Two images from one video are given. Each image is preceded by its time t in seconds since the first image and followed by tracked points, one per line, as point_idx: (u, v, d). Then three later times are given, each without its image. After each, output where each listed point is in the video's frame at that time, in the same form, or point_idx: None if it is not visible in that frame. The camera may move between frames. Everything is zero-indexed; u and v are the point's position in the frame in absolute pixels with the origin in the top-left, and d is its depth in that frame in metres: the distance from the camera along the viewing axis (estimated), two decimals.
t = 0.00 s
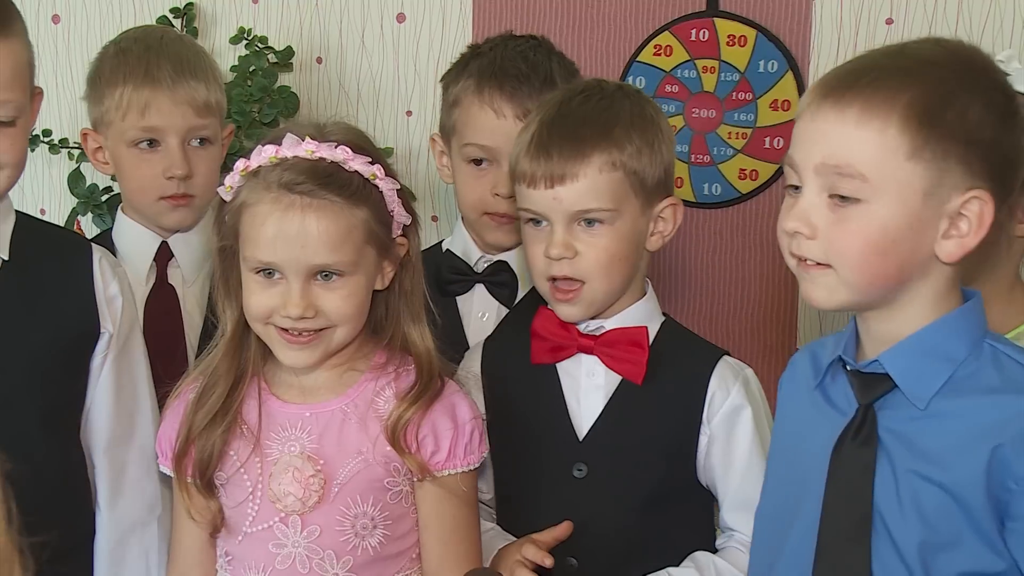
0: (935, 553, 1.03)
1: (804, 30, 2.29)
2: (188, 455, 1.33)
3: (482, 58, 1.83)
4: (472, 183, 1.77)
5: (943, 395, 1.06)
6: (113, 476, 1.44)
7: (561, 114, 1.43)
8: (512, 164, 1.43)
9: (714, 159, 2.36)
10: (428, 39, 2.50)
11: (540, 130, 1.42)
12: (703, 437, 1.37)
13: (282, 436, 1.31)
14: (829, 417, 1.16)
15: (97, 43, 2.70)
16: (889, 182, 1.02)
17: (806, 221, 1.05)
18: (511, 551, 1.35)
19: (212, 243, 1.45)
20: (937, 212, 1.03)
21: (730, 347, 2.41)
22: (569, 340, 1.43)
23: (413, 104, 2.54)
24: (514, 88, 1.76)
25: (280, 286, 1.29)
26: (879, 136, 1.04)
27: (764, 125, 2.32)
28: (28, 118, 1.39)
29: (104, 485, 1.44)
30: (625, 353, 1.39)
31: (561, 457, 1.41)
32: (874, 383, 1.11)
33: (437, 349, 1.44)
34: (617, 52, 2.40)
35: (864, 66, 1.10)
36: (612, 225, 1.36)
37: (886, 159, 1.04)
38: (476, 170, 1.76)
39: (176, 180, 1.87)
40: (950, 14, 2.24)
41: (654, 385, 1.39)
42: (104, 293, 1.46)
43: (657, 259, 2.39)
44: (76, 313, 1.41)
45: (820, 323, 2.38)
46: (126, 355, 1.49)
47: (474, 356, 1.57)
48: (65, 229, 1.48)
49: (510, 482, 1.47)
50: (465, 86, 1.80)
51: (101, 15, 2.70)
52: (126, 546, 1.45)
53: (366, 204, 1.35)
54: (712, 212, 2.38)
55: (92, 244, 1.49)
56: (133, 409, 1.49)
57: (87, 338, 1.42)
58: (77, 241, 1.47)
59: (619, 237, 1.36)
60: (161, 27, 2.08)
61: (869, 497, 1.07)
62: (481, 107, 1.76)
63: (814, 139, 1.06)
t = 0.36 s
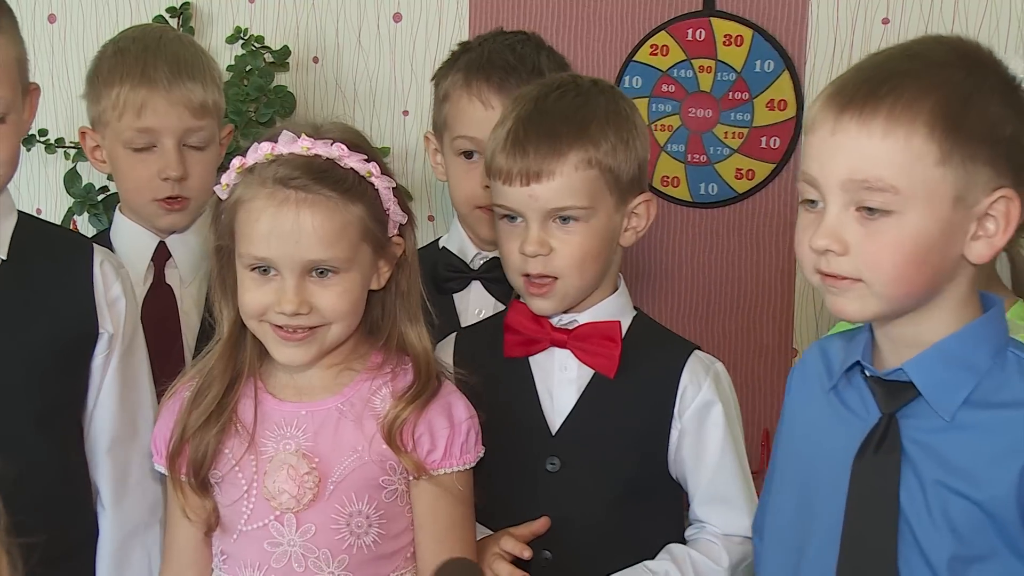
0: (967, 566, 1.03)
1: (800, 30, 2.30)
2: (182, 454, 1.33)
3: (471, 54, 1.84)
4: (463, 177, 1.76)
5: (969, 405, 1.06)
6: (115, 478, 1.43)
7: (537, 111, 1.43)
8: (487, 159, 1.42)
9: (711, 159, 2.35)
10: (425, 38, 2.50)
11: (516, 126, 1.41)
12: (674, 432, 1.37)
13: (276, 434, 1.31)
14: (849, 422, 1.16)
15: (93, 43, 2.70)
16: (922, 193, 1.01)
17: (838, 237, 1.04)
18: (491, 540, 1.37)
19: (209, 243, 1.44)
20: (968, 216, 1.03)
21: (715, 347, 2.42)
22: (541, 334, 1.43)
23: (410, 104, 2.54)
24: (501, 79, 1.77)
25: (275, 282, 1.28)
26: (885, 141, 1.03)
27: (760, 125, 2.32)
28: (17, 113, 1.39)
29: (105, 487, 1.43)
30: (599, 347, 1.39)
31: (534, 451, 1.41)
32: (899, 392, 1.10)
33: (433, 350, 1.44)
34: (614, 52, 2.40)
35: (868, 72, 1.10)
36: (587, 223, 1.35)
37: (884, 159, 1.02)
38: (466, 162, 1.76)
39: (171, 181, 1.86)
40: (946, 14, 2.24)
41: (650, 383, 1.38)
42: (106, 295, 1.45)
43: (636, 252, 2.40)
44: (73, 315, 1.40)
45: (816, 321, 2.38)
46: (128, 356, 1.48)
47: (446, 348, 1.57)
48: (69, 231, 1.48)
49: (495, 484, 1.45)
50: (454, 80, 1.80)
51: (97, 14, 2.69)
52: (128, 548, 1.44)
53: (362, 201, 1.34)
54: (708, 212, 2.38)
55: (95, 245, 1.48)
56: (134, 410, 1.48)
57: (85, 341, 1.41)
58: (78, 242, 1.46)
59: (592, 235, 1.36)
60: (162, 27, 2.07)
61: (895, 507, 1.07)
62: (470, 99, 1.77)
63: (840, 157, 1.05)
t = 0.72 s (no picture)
0: None
1: (796, 30, 2.30)
2: (178, 454, 1.33)
3: (455, 49, 1.84)
4: (449, 173, 1.76)
5: (1001, 414, 1.06)
6: (107, 482, 1.42)
7: (523, 107, 1.43)
8: (473, 155, 1.42)
9: (706, 159, 2.35)
10: (420, 38, 2.50)
11: (502, 122, 1.41)
12: (667, 426, 1.37)
13: (270, 436, 1.30)
14: (879, 427, 1.16)
15: (88, 42, 2.69)
16: (914, 180, 1.04)
17: (841, 233, 1.07)
18: (487, 544, 1.36)
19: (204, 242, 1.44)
20: (974, 204, 1.04)
21: (710, 342, 2.42)
22: (532, 331, 1.43)
23: (405, 104, 2.53)
24: (480, 74, 1.76)
25: (267, 284, 1.28)
26: (876, 133, 1.06)
27: (756, 125, 2.33)
28: (14, 115, 1.39)
29: (97, 491, 1.42)
30: (588, 344, 1.39)
31: (530, 449, 1.40)
32: (929, 398, 1.11)
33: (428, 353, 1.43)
34: (611, 52, 2.40)
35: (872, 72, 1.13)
36: (575, 219, 1.35)
37: (881, 151, 1.06)
38: (451, 159, 1.76)
39: (164, 182, 1.86)
40: (941, 15, 2.24)
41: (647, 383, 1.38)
42: (102, 298, 1.43)
43: (625, 250, 2.40)
44: (62, 320, 1.39)
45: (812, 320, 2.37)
46: (126, 358, 1.46)
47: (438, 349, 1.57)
48: (79, 232, 1.48)
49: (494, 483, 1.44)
50: (436, 77, 1.81)
51: (92, 14, 2.68)
52: (121, 552, 1.43)
53: (355, 203, 1.34)
54: (703, 212, 2.38)
55: (99, 245, 1.47)
56: (131, 415, 1.46)
57: (73, 346, 1.40)
58: (81, 241, 1.45)
59: (580, 231, 1.36)
60: (161, 27, 2.07)
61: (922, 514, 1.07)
62: (451, 96, 1.77)
63: (836, 157, 1.09)
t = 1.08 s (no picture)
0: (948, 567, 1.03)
1: (794, 30, 2.30)
2: (180, 460, 1.32)
3: (442, 51, 1.84)
4: (445, 175, 1.78)
5: (964, 406, 1.04)
6: (111, 484, 1.42)
7: (548, 110, 1.42)
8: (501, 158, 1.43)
9: (704, 158, 2.35)
10: (418, 37, 2.50)
11: (528, 125, 1.41)
12: (694, 433, 1.35)
13: (273, 443, 1.30)
14: (848, 413, 1.16)
15: (87, 42, 2.69)
16: (861, 184, 1.05)
17: (796, 223, 1.11)
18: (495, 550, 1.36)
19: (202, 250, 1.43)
20: (918, 201, 1.04)
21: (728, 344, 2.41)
22: (561, 333, 1.43)
23: (404, 103, 2.53)
24: (469, 75, 1.76)
25: (263, 295, 1.28)
26: (829, 129, 1.08)
27: (754, 124, 2.32)
28: (17, 113, 1.39)
29: (100, 493, 1.42)
30: (614, 347, 1.39)
31: (551, 451, 1.40)
32: (895, 388, 1.10)
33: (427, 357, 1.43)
34: (609, 52, 2.40)
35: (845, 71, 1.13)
36: (599, 223, 1.35)
37: (842, 144, 1.07)
38: (445, 160, 1.77)
39: (161, 182, 1.86)
40: (940, 14, 2.24)
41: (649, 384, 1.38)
42: (111, 301, 1.43)
43: (653, 255, 2.40)
44: (71, 317, 1.39)
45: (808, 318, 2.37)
46: (134, 361, 1.47)
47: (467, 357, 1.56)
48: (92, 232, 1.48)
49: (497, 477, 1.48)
50: (425, 80, 1.81)
51: (90, 13, 2.68)
52: (123, 555, 1.43)
53: (348, 212, 1.33)
54: (702, 212, 2.38)
55: (112, 248, 1.48)
56: (137, 417, 1.46)
57: (79, 348, 1.39)
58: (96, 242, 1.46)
59: (605, 236, 1.35)
60: (162, 27, 2.07)
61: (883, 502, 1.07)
62: (441, 99, 1.77)
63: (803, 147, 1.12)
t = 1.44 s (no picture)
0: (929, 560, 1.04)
1: (795, 30, 2.30)
2: (176, 454, 1.34)
3: (452, 50, 1.84)
4: (452, 173, 1.78)
5: (937, 398, 1.06)
6: (118, 479, 1.43)
7: (553, 110, 1.43)
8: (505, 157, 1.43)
9: (705, 158, 2.36)
10: (419, 38, 2.50)
11: (532, 125, 1.42)
12: (693, 435, 1.36)
13: (269, 436, 1.31)
14: (824, 414, 1.17)
15: (87, 41, 2.69)
16: (869, 179, 1.03)
17: (793, 229, 1.06)
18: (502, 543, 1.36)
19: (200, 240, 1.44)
20: (921, 201, 1.04)
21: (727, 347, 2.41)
22: (561, 332, 1.43)
23: (404, 103, 2.54)
24: (482, 74, 1.76)
25: (257, 283, 1.29)
26: (824, 134, 1.06)
27: (754, 123, 2.32)
28: (32, 113, 1.40)
29: (107, 488, 1.43)
30: (615, 347, 1.39)
31: (550, 453, 1.41)
32: (869, 385, 1.11)
33: (424, 347, 1.44)
34: (609, 52, 2.41)
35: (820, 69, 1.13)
36: (604, 223, 1.35)
37: (830, 151, 1.05)
38: (454, 159, 1.77)
39: (160, 180, 1.87)
40: (941, 13, 2.25)
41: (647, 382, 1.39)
42: (119, 296, 1.45)
43: (655, 258, 2.41)
44: (79, 313, 1.39)
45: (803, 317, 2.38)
46: (140, 356, 1.48)
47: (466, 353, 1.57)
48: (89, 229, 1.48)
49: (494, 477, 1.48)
50: (436, 79, 1.81)
51: (91, 13, 2.69)
52: (128, 550, 1.44)
53: (342, 201, 1.34)
54: (701, 212, 2.39)
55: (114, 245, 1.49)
56: (143, 413, 1.48)
57: (89, 344, 1.40)
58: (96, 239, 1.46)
59: (610, 235, 1.36)
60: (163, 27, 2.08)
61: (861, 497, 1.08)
62: (453, 98, 1.77)
63: (785, 155, 1.09)
